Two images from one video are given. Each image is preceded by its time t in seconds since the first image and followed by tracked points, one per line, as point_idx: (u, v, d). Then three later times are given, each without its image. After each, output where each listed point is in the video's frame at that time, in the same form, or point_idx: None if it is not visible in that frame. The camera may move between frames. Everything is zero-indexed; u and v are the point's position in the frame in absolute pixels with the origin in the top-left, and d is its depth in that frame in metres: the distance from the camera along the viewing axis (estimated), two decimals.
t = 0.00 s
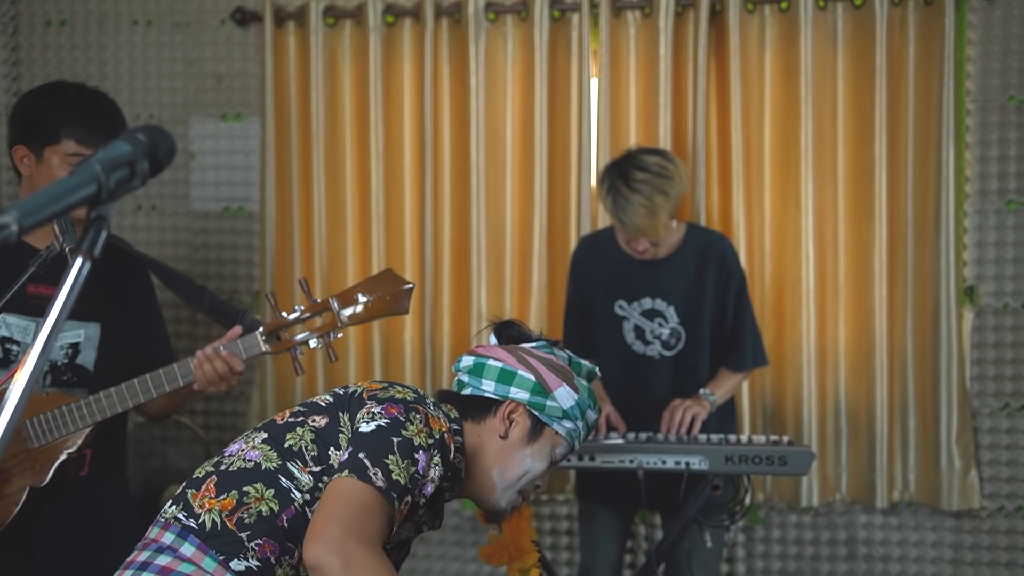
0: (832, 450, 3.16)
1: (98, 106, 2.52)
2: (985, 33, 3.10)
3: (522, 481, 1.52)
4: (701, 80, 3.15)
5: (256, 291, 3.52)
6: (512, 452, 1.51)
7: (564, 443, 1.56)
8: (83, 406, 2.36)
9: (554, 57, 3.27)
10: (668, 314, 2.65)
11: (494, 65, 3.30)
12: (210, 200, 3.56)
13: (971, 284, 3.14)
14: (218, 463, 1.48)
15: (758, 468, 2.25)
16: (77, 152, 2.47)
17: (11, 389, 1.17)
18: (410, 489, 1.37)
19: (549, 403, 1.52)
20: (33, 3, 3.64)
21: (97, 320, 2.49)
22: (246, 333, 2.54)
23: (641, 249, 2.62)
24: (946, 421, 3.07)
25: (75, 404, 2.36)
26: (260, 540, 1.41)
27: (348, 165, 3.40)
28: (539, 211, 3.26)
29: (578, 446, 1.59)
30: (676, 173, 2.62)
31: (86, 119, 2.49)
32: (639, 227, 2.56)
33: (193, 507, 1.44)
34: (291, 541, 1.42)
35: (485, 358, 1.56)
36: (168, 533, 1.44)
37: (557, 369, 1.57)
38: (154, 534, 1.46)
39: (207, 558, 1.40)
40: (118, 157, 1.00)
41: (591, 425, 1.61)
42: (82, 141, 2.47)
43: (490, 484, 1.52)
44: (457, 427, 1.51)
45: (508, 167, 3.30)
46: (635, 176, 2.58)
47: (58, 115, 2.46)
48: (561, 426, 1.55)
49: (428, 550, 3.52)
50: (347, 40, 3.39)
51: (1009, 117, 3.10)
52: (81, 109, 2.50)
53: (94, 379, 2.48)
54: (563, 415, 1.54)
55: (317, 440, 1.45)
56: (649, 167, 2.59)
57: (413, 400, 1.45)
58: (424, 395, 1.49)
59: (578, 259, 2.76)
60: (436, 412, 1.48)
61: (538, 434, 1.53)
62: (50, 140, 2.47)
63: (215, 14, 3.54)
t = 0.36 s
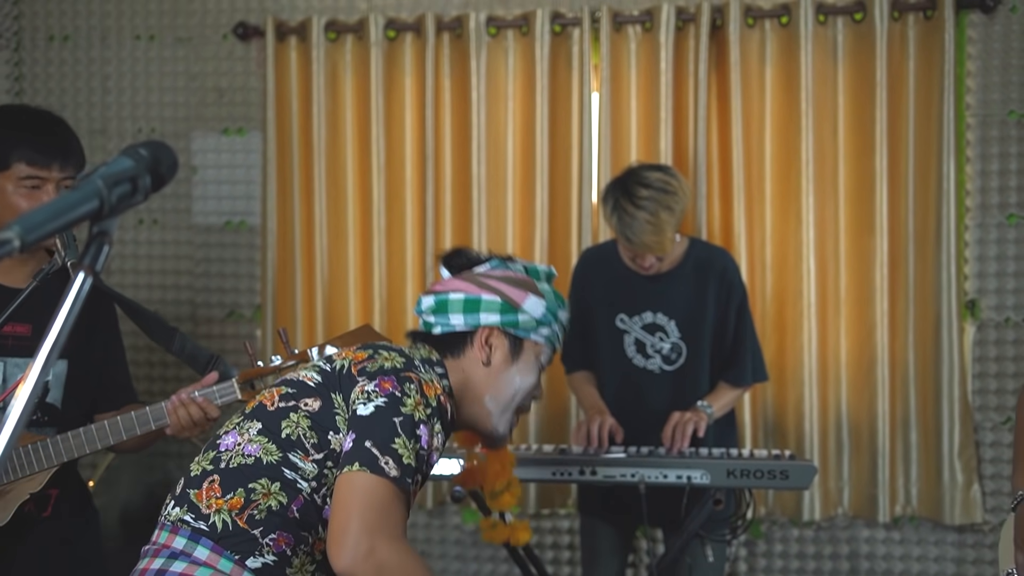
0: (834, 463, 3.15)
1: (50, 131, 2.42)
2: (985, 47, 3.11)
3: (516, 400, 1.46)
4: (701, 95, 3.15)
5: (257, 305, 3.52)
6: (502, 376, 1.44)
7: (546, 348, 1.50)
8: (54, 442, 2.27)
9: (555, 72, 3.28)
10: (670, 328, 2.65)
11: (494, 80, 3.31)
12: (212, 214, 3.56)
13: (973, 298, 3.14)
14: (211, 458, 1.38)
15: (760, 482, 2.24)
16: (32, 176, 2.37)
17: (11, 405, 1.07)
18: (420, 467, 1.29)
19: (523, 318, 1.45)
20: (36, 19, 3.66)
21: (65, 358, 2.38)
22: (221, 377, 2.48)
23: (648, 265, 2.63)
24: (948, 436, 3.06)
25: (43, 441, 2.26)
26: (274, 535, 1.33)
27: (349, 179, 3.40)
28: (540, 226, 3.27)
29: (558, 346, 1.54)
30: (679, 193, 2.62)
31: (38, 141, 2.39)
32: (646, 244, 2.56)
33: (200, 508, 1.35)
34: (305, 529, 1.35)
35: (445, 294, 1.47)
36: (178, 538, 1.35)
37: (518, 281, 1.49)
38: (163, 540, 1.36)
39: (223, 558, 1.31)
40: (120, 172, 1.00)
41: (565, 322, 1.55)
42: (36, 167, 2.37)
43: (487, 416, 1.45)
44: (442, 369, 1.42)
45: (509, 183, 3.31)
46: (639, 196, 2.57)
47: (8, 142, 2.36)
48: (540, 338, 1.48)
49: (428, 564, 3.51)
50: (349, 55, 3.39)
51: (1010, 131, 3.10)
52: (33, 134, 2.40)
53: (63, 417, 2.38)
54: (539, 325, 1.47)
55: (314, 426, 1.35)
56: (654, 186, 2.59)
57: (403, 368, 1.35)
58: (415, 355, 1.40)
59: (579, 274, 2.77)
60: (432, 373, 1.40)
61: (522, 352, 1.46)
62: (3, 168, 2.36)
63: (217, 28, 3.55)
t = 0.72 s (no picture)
0: (845, 486, 3.14)
1: (54, 122, 2.57)
2: (994, 68, 3.11)
3: (472, 239, 1.39)
4: (711, 116, 3.16)
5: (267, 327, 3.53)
6: (447, 230, 1.38)
7: (469, 174, 1.42)
8: (86, 427, 2.34)
9: (565, 94, 3.29)
10: (678, 352, 2.64)
11: (504, 102, 3.32)
12: (222, 235, 3.58)
13: (984, 319, 3.14)
14: (215, 462, 1.33)
15: (770, 505, 2.23)
16: (47, 160, 2.51)
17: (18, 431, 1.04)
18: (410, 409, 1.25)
19: (436, 159, 1.37)
20: (49, 42, 3.69)
21: (107, 348, 2.50)
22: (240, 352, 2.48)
23: (653, 291, 2.62)
24: (960, 458, 3.05)
25: (76, 425, 2.34)
26: (304, 522, 1.31)
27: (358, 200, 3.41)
28: (550, 249, 3.27)
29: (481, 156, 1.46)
30: (685, 219, 2.62)
31: (49, 130, 2.55)
32: (651, 270, 2.55)
33: (224, 515, 1.32)
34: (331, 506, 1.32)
35: (351, 176, 1.37)
36: (213, 544, 1.34)
37: (412, 123, 1.39)
38: (199, 546, 1.35)
39: (262, 559, 1.31)
40: (132, 196, 1.01)
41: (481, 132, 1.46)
42: (46, 149, 2.52)
43: (455, 274, 1.40)
44: (391, 257, 1.35)
45: (519, 206, 3.31)
46: (645, 222, 2.59)
47: (20, 136, 2.51)
48: (461, 169, 1.40)
49: None
50: (359, 76, 3.41)
51: (1020, 152, 3.10)
52: (40, 127, 2.54)
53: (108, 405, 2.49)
54: (455, 156, 1.39)
55: (304, 410, 1.28)
56: (659, 213, 2.60)
57: (361, 310, 1.25)
58: (374, 275, 1.30)
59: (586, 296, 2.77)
60: (388, 267, 1.34)
61: (452, 195, 1.39)
62: (20, 162, 2.50)
63: (228, 51, 3.57)
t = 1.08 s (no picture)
0: (867, 509, 3.12)
1: (114, 160, 2.65)
2: (1014, 90, 3.10)
3: (436, 235, 1.43)
4: (730, 138, 3.16)
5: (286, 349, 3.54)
6: (409, 229, 1.43)
7: (429, 168, 1.45)
8: (125, 459, 2.41)
9: (583, 117, 3.31)
10: (691, 374, 2.62)
11: (523, 124, 3.34)
12: (242, 257, 3.60)
13: (1006, 341, 3.11)
14: (229, 507, 1.40)
15: (791, 528, 2.21)
16: (107, 197, 2.59)
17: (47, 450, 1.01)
18: (403, 423, 1.23)
19: (382, 162, 1.41)
20: (72, 66, 3.73)
21: (151, 383, 2.56)
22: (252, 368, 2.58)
23: (660, 313, 2.62)
24: (983, 481, 3.02)
25: (119, 458, 2.42)
26: (321, 553, 1.36)
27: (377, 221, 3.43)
28: (569, 271, 3.27)
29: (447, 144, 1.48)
30: (698, 245, 2.61)
31: (109, 170, 2.63)
32: (657, 293, 2.55)
33: (244, 555, 1.39)
34: (345, 533, 1.38)
35: (310, 190, 1.45)
36: None
37: (358, 129, 1.44)
38: None
39: None
40: (155, 220, 1.02)
41: (441, 115, 1.48)
42: (105, 187, 2.60)
43: (431, 267, 1.45)
44: (362, 264, 1.39)
45: (538, 228, 3.33)
46: (657, 244, 2.59)
47: (81, 175, 2.60)
48: (415, 164, 1.44)
49: None
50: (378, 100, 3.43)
51: None
52: (100, 167, 2.63)
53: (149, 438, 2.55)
54: (404, 154, 1.42)
55: (298, 445, 1.31)
56: (671, 236, 2.60)
57: (332, 337, 1.26)
58: (344, 294, 1.32)
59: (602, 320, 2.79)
60: (362, 276, 1.38)
61: (409, 194, 1.43)
62: (81, 199, 2.59)
63: (248, 75, 3.60)
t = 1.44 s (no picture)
0: (883, 526, 3.11)
1: (119, 162, 2.65)
2: None
3: (434, 244, 1.38)
4: (744, 154, 3.17)
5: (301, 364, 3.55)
6: (406, 238, 1.38)
7: (424, 175, 1.39)
8: (123, 476, 2.40)
9: (598, 134, 3.32)
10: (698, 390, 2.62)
11: (538, 141, 3.35)
12: (258, 274, 3.61)
13: None
14: (258, 509, 1.39)
15: (807, 545, 2.20)
16: (111, 196, 2.58)
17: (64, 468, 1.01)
18: (417, 394, 1.21)
19: (372, 174, 1.37)
20: (90, 85, 3.76)
21: (157, 393, 2.55)
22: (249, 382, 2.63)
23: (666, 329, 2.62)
24: (1001, 498, 2.99)
25: (115, 473, 2.40)
26: (346, 550, 1.32)
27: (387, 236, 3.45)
28: (583, 286, 3.27)
29: (447, 146, 1.40)
30: (702, 260, 2.59)
31: (112, 171, 2.61)
32: (663, 308, 2.58)
33: (270, 557, 1.37)
34: (369, 530, 1.33)
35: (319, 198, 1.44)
36: None
37: (351, 138, 1.39)
38: None
39: None
40: (172, 238, 1.03)
41: (440, 117, 1.40)
42: (109, 187, 2.59)
43: (437, 273, 1.40)
44: (369, 267, 1.38)
45: (552, 243, 3.34)
46: (659, 260, 2.58)
47: (84, 175, 2.59)
48: (410, 173, 1.38)
49: None
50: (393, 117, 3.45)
51: None
52: (103, 167, 2.62)
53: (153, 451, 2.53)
54: (395, 164, 1.37)
55: (311, 441, 1.31)
56: (674, 253, 2.58)
57: (331, 334, 1.26)
58: (341, 292, 1.32)
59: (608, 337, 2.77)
60: (367, 278, 1.36)
61: (404, 203, 1.38)
62: (85, 199, 2.57)
63: (264, 92, 3.63)
